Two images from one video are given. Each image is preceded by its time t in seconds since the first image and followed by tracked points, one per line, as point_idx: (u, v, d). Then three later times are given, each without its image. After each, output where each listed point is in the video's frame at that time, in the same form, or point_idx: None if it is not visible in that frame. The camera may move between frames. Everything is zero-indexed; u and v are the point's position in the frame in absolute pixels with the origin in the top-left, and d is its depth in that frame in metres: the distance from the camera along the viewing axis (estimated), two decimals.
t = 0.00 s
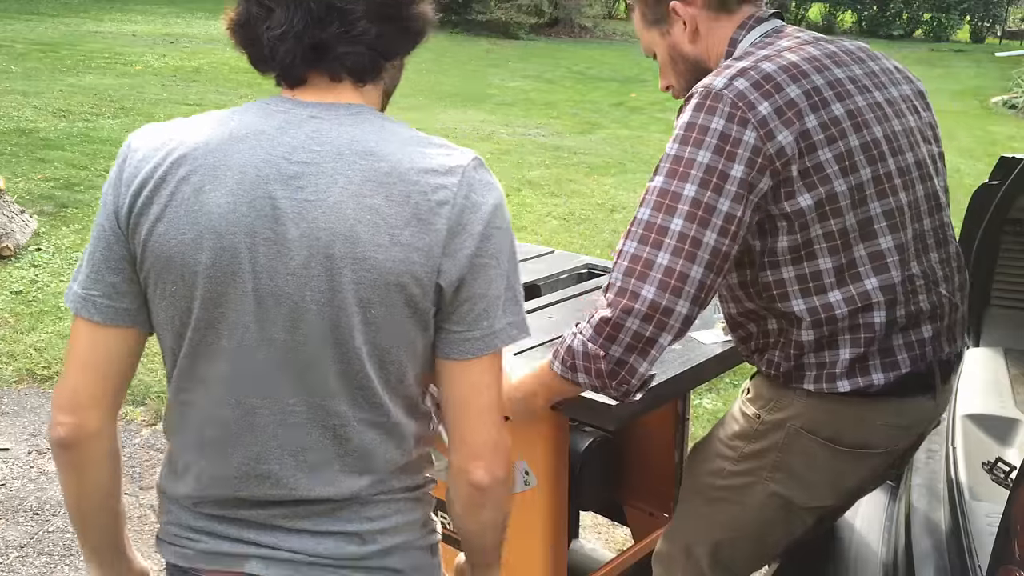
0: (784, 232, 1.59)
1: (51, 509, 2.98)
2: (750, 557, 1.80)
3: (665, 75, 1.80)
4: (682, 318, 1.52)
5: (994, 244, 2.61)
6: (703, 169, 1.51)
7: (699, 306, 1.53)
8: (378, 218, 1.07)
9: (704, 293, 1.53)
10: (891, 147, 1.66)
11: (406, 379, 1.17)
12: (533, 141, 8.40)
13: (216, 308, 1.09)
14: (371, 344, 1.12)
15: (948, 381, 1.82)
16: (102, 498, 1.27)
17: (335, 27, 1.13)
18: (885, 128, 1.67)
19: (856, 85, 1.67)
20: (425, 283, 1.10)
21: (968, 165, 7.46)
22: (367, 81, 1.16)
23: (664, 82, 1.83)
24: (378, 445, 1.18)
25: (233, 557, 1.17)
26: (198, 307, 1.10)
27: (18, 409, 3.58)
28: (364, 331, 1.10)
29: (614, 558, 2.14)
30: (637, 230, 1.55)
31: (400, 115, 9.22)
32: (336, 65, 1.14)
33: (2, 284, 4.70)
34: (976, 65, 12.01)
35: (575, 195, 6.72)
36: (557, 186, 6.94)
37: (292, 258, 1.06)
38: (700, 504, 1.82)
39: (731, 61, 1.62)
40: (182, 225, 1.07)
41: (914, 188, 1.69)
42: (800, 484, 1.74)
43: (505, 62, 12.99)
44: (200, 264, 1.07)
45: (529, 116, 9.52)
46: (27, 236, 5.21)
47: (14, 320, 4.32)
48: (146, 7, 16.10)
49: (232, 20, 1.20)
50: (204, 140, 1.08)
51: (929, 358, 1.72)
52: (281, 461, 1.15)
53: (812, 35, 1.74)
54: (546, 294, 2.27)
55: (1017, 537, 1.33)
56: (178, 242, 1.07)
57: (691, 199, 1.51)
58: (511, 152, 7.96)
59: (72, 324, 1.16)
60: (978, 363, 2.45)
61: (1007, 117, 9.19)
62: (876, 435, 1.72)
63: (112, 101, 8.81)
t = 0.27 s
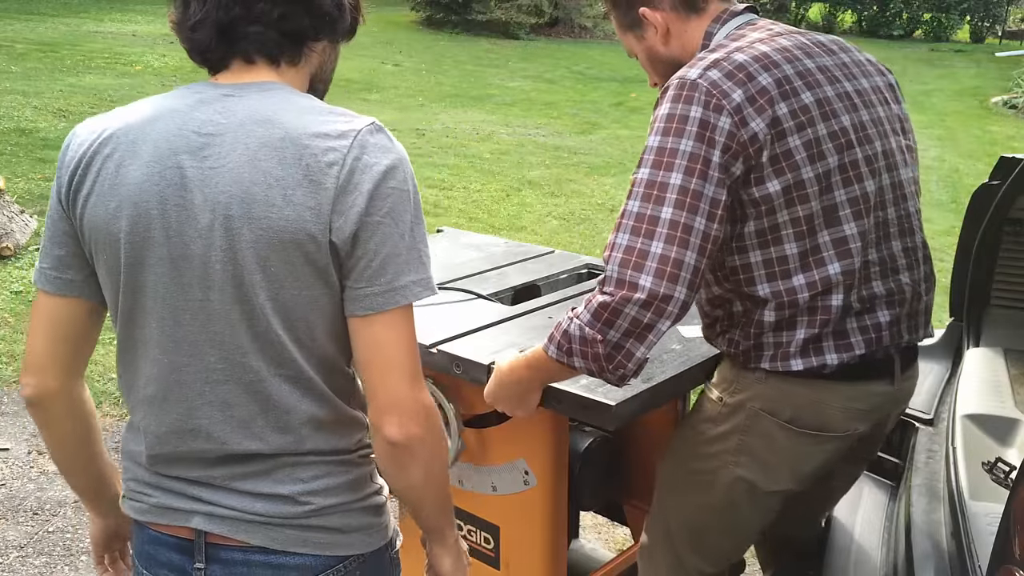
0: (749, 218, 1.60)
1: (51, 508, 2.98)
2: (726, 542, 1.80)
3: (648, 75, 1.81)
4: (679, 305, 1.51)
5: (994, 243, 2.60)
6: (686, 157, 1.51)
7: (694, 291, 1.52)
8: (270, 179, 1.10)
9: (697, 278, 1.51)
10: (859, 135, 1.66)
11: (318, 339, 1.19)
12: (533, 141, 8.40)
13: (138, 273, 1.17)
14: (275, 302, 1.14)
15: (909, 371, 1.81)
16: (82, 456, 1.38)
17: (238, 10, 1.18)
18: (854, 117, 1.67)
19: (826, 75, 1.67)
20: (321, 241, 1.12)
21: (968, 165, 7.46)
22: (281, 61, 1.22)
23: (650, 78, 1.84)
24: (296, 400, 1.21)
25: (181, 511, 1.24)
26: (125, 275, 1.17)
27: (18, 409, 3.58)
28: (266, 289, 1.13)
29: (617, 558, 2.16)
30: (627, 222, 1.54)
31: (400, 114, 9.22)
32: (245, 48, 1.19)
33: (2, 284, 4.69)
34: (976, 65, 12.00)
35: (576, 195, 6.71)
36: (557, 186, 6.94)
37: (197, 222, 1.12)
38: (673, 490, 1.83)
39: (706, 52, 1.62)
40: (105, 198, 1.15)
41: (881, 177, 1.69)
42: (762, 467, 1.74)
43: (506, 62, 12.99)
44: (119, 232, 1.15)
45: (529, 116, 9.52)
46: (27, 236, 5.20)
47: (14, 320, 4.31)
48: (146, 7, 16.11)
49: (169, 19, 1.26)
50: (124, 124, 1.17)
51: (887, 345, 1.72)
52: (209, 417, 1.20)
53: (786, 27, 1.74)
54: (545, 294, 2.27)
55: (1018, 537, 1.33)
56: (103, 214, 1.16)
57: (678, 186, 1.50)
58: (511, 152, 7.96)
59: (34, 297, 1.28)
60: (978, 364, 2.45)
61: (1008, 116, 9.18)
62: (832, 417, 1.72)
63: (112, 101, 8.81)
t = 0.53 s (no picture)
0: (741, 209, 1.61)
1: (51, 508, 2.98)
2: (721, 537, 1.80)
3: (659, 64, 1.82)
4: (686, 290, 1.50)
5: (994, 244, 2.60)
6: (688, 143, 1.51)
7: (699, 276, 1.52)
8: (322, 183, 1.08)
9: (702, 263, 1.51)
10: (855, 130, 1.66)
11: (370, 340, 1.17)
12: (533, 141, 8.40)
13: (191, 281, 1.15)
14: (328, 305, 1.12)
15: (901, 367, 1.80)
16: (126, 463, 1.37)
17: (282, 15, 1.15)
18: (851, 111, 1.66)
19: (825, 69, 1.67)
20: (373, 245, 1.09)
21: (967, 165, 7.46)
22: (325, 64, 1.18)
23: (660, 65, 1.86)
24: (348, 403, 1.19)
25: (230, 512, 1.23)
26: (177, 280, 1.15)
27: (18, 409, 3.58)
28: (319, 293, 1.11)
29: (617, 557, 2.16)
30: (631, 210, 1.54)
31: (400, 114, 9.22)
32: (289, 53, 1.16)
33: (2, 284, 4.69)
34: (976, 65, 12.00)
35: (575, 195, 6.71)
36: (557, 186, 6.94)
37: (249, 228, 1.10)
38: (670, 484, 1.84)
39: (706, 41, 1.62)
40: (156, 205, 1.13)
41: (877, 171, 1.68)
42: (754, 459, 1.74)
43: (506, 62, 12.99)
44: (171, 239, 1.13)
45: (528, 116, 9.52)
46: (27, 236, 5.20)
47: (14, 320, 4.32)
48: (146, 7, 16.12)
49: (208, 23, 1.23)
50: (172, 130, 1.14)
51: (879, 339, 1.71)
52: (262, 421, 1.18)
53: (789, 18, 1.74)
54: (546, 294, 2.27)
55: (1017, 537, 1.32)
56: (154, 221, 1.14)
57: (681, 173, 1.50)
58: (511, 152, 7.95)
59: (83, 307, 1.26)
60: (978, 365, 2.45)
61: (1008, 116, 9.18)
62: (823, 408, 1.71)
63: (112, 101, 8.81)
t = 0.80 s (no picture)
0: (736, 211, 1.61)
1: (51, 508, 2.98)
2: (717, 537, 1.80)
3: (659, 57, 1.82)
4: (678, 289, 1.50)
5: (994, 244, 2.60)
6: (683, 141, 1.50)
7: (693, 274, 1.51)
8: (327, 186, 1.07)
9: (695, 262, 1.51)
10: (854, 131, 1.66)
11: (375, 344, 1.17)
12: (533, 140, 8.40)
13: (196, 284, 1.15)
14: (333, 309, 1.12)
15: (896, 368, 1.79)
16: (137, 460, 1.37)
17: (294, 15, 1.15)
18: (849, 112, 1.66)
19: (824, 69, 1.67)
20: (377, 248, 1.09)
21: (968, 165, 7.46)
22: (335, 65, 1.18)
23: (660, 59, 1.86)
24: (353, 407, 1.19)
25: (237, 513, 1.23)
26: (183, 283, 1.15)
27: (18, 409, 3.58)
28: (323, 296, 1.11)
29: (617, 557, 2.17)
30: (626, 207, 1.54)
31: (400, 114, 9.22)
32: (299, 53, 1.16)
33: (2, 284, 4.70)
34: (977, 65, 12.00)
35: (575, 195, 6.71)
36: (557, 186, 6.94)
37: (253, 230, 1.10)
38: (666, 483, 1.84)
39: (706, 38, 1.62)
40: (162, 207, 1.13)
41: (876, 173, 1.68)
42: (751, 458, 1.74)
43: (506, 62, 12.99)
44: (177, 242, 1.13)
45: (528, 115, 9.51)
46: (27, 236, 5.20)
47: (14, 320, 4.32)
48: (146, 7, 16.13)
49: (220, 23, 1.24)
50: (180, 132, 1.14)
51: (875, 341, 1.71)
52: (267, 424, 1.18)
53: (788, 15, 1.74)
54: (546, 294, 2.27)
55: (1017, 537, 1.32)
56: (160, 224, 1.14)
57: (675, 170, 1.50)
58: (511, 152, 7.95)
59: (95, 308, 1.26)
60: (978, 364, 2.45)
61: (1008, 116, 9.18)
62: (819, 408, 1.71)
63: (112, 101, 8.81)
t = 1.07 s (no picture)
0: (738, 211, 1.61)
1: (51, 509, 2.98)
2: (717, 537, 1.81)
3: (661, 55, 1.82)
4: (680, 287, 1.50)
5: (994, 244, 2.60)
6: (686, 139, 1.51)
7: (696, 273, 1.51)
8: (325, 191, 1.07)
9: (697, 260, 1.51)
10: (856, 131, 1.66)
11: (374, 350, 1.17)
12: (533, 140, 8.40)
13: (194, 288, 1.15)
14: (330, 315, 1.12)
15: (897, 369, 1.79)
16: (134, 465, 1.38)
17: (291, 17, 1.14)
18: (851, 112, 1.66)
19: (826, 68, 1.67)
20: (376, 253, 1.09)
21: (968, 165, 7.46)
22: (333, 66, 1.18)
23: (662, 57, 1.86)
24: (350, 414, 1.19)
25: (234, 519, 1.23)
26: (179, 288, 1.15)
27: (18, 409, 3.58)
28: (321, 302, 1.11)
29: (617, 557, 2.16)
30: (627, 206, 1.54)
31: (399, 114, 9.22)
32: (296, 55, 1.16)
33: (2, 284, 4.70)
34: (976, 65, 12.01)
35: (576, 195, 6.71)
36: (558, 186, 6.94)
37: (250, 235, 1.10)
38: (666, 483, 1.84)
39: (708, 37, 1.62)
40: (159, 211, 1.13)
41: (878, 173, 1.68)
42: (749, 458, 1.74)
43: (506, 62, 13.00)
44: (174, 246, 1.13)
45: (528, 116, 9.52)
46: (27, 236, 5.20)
47: (14, 320, 4.32)
48: (146, 7, 16.13)
49: (216, 23, 1.23)
50: (177, 135, 1.14)
51: (875, 341, 1.71)
52: (263, 431, 1.19)
53: (791, 14, 1.74)
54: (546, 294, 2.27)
55: (1018, 537, 1.32)
56: (157, 228, 1.14)
57: (677, 168, 1.50)
58: (511, 151, 7.95)
59: (90, 313, 1.26)
60: (978, 364, 2.45)
61: (1008, 116, 9.19)
62: (818, 408, 1.71)
63: (112, 100, 8.81)
